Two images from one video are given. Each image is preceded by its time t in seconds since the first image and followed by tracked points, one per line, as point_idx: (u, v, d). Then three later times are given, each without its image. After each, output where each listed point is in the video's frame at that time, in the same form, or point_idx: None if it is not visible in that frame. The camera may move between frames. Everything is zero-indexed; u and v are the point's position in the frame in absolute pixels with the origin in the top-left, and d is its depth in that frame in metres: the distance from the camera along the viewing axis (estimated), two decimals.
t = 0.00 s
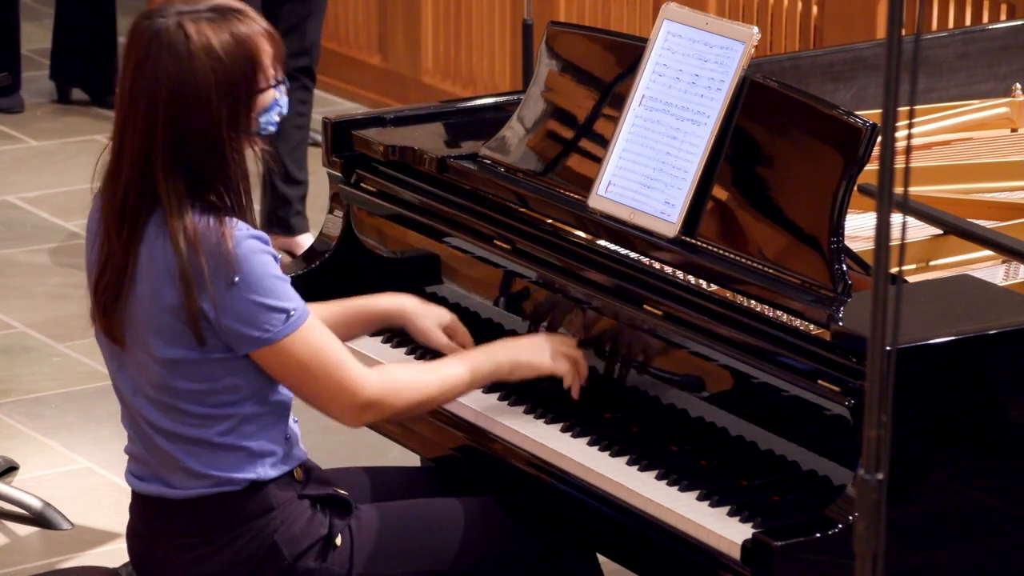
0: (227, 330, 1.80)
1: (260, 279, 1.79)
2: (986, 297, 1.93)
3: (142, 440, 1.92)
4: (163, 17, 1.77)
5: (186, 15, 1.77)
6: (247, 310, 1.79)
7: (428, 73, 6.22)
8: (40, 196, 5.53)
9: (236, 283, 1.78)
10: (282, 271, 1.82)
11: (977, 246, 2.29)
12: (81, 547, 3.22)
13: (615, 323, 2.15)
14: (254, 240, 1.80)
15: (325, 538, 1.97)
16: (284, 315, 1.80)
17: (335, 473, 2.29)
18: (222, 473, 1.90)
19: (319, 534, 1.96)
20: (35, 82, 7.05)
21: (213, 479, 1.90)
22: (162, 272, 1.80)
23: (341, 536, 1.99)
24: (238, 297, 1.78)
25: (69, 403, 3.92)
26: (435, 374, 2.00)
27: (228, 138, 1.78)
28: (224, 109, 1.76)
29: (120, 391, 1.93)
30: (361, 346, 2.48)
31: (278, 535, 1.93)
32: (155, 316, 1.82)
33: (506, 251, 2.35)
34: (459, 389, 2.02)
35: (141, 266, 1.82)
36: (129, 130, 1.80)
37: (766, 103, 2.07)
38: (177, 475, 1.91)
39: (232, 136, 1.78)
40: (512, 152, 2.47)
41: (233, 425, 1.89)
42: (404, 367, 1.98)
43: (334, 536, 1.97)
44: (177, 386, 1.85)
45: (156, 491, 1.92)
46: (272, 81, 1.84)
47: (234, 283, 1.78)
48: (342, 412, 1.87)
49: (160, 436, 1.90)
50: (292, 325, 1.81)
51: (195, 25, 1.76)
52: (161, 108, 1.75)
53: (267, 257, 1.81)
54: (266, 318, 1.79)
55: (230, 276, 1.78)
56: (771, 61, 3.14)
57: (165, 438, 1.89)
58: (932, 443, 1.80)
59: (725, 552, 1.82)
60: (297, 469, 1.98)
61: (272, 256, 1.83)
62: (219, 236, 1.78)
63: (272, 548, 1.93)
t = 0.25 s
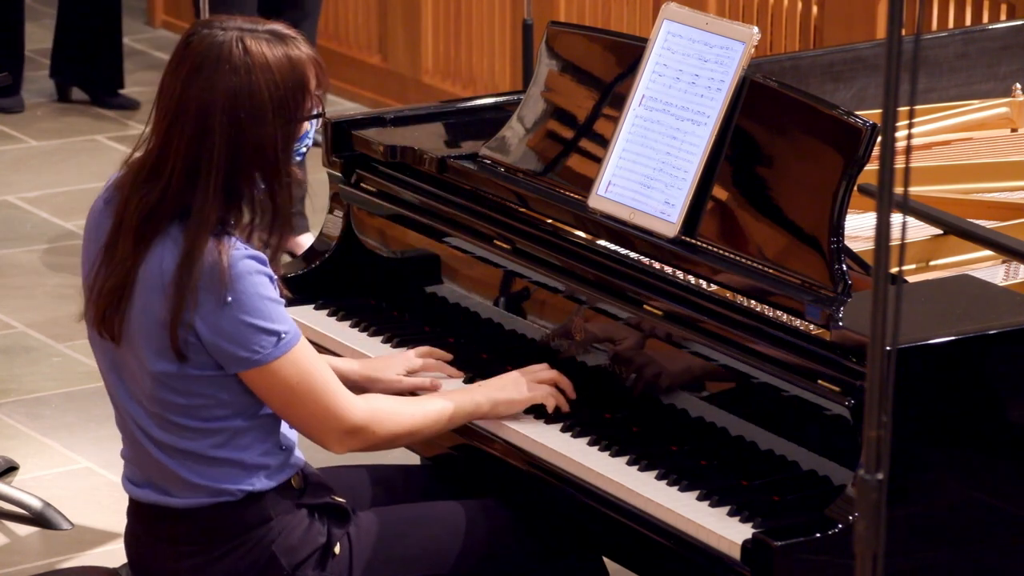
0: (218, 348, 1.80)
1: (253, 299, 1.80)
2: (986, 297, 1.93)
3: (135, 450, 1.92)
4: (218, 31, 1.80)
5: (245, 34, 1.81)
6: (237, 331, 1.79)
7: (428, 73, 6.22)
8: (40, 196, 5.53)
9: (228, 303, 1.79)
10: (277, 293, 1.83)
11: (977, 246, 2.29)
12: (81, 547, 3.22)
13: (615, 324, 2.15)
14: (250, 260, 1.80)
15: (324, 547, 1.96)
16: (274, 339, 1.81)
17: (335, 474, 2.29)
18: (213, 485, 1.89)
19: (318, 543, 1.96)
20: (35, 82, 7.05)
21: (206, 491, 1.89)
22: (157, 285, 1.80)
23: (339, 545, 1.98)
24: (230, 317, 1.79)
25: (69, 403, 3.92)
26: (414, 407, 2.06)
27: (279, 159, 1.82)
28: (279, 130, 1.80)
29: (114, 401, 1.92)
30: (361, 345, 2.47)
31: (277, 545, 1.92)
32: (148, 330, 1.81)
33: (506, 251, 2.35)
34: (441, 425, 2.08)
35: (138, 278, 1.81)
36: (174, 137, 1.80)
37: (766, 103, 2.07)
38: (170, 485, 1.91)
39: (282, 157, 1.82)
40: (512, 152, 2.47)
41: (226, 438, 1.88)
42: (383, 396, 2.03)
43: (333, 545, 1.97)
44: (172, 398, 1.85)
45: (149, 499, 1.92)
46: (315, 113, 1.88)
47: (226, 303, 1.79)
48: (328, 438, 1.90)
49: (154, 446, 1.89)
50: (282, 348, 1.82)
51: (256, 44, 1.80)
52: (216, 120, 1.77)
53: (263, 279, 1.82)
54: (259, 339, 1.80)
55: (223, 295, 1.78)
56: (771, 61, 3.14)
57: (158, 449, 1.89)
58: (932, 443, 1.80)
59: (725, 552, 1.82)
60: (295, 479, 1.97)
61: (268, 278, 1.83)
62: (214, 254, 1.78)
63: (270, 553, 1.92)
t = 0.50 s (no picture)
0: (234, 348, 1.79)
1: (268, 300, 1.78)
2: (986, 297, 1.93)
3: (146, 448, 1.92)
4: (216, 19, 1.80)
5: (243, 22, 1.80)
6: (253, 331, 1.78)
7: (428, 73, 6.22)
8: (40, 196, 5.53)
9: (245, 303, 1.77)
10: (292, 291, 1.82)
11: (977, 246, 2.29)
12: (81, 547, 3.22)
13: (615, 323, 2.16)
14: (265, 260, 1.79)
15: (325, 552, 1.96)
16: (292, 336, 1.80)
17: (335, 474, 2.29)
18: (222, 487, 1.89)
19: (319, 548, 1.96)
20: (34, 82, 7.05)
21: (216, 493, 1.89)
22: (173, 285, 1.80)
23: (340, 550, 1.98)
24: (245, 317, 1.78)
25: (69, 403, 3.92)
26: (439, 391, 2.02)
27: (286, 145, 1.82)
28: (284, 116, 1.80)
29: (128, 398, 1.92)
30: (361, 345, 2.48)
31: (278, 548, 1.93)
32: (165, 329, 1.81)
33: (506, 251, 2.35)
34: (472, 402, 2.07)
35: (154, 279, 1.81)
36: (180, 131, 1.80)
37: (766, 103, 2.07)
38: (179, 485, 1.91)
39: (287, 141, 1.81)
40: (512, 152, 2.47)
41: (238, 441, 1.88)
42: (403, 385, 2.00)
43: (334, 549, 1.96)
44: (187, 399, 1.85)
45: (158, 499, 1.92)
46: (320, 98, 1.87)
47: (241, 303, 1.77)
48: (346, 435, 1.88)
49: (166, 446, 1.89)
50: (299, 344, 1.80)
51: (254, 30, 1.79)
52: (218, 108, 1.77)
53: (278, 279, 1.80)
54: (274, 338, 1.79)
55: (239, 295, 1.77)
56: (771, 61, 3.14)
57: (170, 448, 1.89)
58: (931, 443, 1.80)
59: (725, 552, 1.82)
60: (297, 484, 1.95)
61: (283, 276, 1.82)
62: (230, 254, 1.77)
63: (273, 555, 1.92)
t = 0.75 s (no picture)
0: (264, 336, 1.80)
1: (300, 287, 1.79)
2: (986, 298, 1.93)
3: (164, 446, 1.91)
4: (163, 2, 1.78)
5: None
6: (285, 319, 1.79)
7: (428, 73, 6.22)
8: (40, 196, 5.53)
9: (276, 290, 1.78)
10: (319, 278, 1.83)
11: (977, 246, 2.29)
12: (81, 547, 3.23)
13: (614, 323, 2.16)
14: (294, 247, 1.80)
15: (328, 555, 1.96)
16: (320, 324, 1.81)
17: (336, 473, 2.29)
18: (239, 487, 1.89)
19: (322, 551, 1.95)
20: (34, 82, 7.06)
21: (231, 492, 1.89)
22: (199, 278, 1.79)
23: (343, 554, 1.97)
24: (276, 305, 1.78)
25: (69, 403, 3.92)
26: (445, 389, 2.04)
27: (263, 110, 1.80)
28: (254, 80, 1.78)
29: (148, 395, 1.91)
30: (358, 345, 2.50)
31: (282, 552, 1.92)
32: (190, 322, 1.81)
33: (506, 251, 2.35)
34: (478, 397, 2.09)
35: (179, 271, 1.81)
36: (156, 115, 1.79)
37: (766, 103, 2.07)
38: (194, 484, 1.89)
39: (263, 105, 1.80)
40: (512, 152, 2.47)
41: (260, 440, 1.88)
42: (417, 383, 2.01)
43: (338, 553, 1.96)
44: (209, 394, 1.84)
45: (170, 497, 1.91)
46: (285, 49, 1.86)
47: (273, 291, 1.78)
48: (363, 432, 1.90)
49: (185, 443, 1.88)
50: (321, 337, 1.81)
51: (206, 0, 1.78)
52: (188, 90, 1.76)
53: (308, 267, 1.81)
54: (304, 326, 1.79)
55: (270, 282, 1.78)
56: (771, 61, 3.14)
57: (189, 445, 1.88)
58: (931, 443, 1.80)
59: (725, 552, 1.83)
60: (308, 488, 1.95)
61: (310, 264, 1.83)
62: (261, 242, 1.77)
63: (276, 556, 1.92)
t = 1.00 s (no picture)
0: (261, 332, 1.80)
1: (298, 283, 1.79)
2: (986, 297, 1.93)
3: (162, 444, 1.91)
4: None
5: None
6: (282, 315, 1.78)
7: (428, 73, 6.22)
8: (40, 196, 5.53)
9: (273, 286, 1.78)
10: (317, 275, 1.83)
11: (977, 246, 2.29)
12: (81, 547, 3.23)
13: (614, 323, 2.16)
14: (293, 243, 1.80)
15: (329, 554, 1.96)
16: (317, 321, 1.80)
17: (336, 473, 2.29)
18: (238, 486, 1.89)
19: (323, 550, 1.95)
20: (35, 82, 7.06)
21: (230, 491, 1.89)
22: (197, 274, 1.79)
23: (344, 552, 1.97)
24: (274, 300, 1.78)
25: (69, 403, 3.92)
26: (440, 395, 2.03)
27: (264, 107, 1.81)
28: (258, 78, 1.79)
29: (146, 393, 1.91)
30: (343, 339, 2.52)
31: (283, 550, 1.92)
32: (189, 318, 1.81)
33: (506, 251, 2.35)
34: (475, 402, 2.07)
35: (178, 268, 1.81)
36: (159, 110, 1.80)
37: (766, 102, 2.07)
38: (193, 483, 1.89)
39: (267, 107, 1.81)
40: (512, 152, 2.47)
41: (259, 438, 1.88)
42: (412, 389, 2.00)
43: (338, 552, 1.96)
44: (207, 392, 1.84)
45: (169, 496, 1.91)
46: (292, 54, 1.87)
47: (271, 286, 1.78)
48: (359, 434, 1.88)
49: (183, 442, 1.88)
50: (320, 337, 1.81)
51: None
52: (194, 86, 1.77)
53: (307, 263, 1.81)
54: (302, 322, 1.79)
55: (268, 278, 1.78)
56: (771, 61, 3.14)
57: (187, 443, 1.88)
58: (932, 443, 1.80)
59: (725, 552, 1.83)
60: (308, 488, 1.95)
61: (309, 261, 1.82)
62: (259, 237, 1.77)
63: (277, 556, 1.92)
